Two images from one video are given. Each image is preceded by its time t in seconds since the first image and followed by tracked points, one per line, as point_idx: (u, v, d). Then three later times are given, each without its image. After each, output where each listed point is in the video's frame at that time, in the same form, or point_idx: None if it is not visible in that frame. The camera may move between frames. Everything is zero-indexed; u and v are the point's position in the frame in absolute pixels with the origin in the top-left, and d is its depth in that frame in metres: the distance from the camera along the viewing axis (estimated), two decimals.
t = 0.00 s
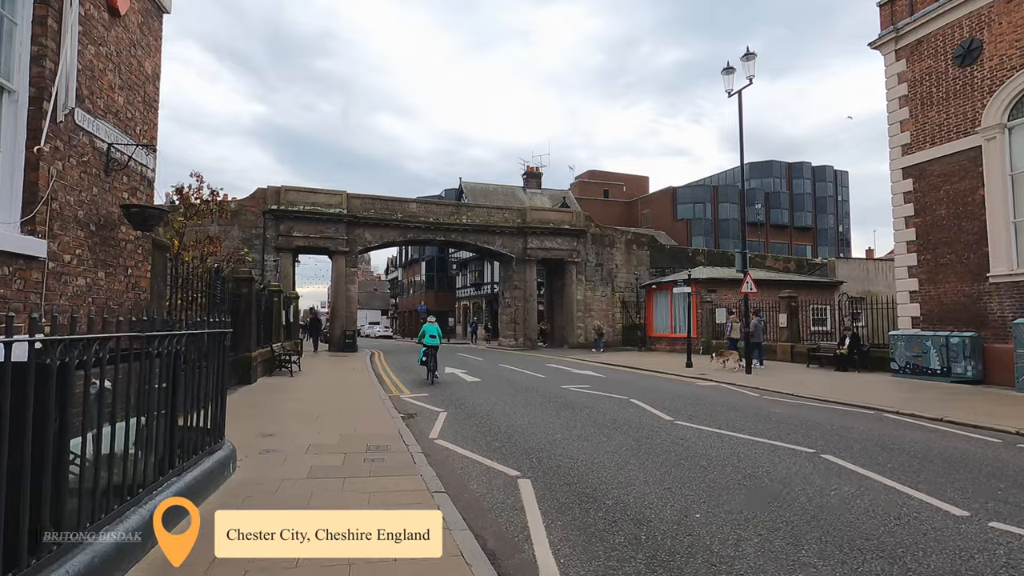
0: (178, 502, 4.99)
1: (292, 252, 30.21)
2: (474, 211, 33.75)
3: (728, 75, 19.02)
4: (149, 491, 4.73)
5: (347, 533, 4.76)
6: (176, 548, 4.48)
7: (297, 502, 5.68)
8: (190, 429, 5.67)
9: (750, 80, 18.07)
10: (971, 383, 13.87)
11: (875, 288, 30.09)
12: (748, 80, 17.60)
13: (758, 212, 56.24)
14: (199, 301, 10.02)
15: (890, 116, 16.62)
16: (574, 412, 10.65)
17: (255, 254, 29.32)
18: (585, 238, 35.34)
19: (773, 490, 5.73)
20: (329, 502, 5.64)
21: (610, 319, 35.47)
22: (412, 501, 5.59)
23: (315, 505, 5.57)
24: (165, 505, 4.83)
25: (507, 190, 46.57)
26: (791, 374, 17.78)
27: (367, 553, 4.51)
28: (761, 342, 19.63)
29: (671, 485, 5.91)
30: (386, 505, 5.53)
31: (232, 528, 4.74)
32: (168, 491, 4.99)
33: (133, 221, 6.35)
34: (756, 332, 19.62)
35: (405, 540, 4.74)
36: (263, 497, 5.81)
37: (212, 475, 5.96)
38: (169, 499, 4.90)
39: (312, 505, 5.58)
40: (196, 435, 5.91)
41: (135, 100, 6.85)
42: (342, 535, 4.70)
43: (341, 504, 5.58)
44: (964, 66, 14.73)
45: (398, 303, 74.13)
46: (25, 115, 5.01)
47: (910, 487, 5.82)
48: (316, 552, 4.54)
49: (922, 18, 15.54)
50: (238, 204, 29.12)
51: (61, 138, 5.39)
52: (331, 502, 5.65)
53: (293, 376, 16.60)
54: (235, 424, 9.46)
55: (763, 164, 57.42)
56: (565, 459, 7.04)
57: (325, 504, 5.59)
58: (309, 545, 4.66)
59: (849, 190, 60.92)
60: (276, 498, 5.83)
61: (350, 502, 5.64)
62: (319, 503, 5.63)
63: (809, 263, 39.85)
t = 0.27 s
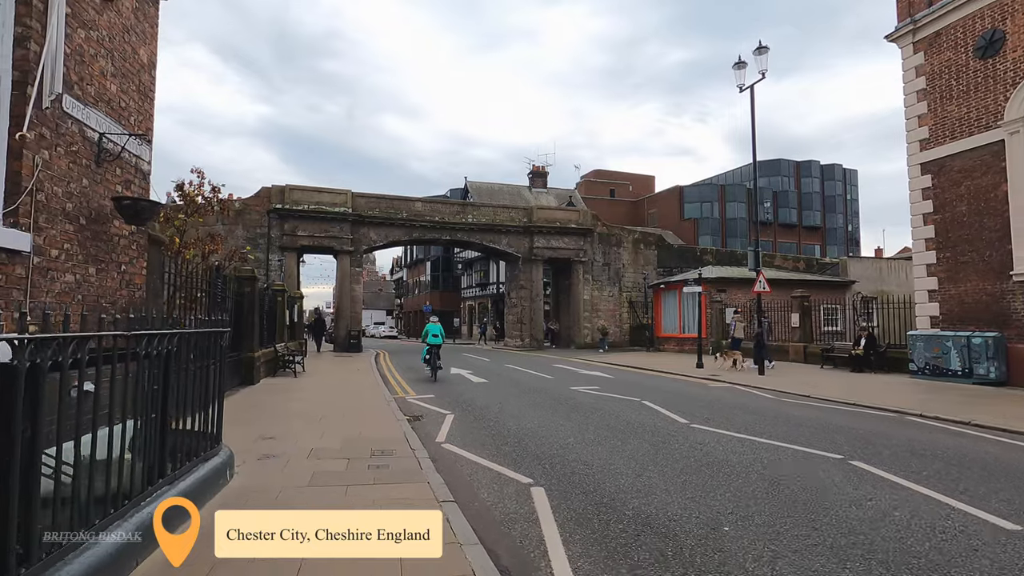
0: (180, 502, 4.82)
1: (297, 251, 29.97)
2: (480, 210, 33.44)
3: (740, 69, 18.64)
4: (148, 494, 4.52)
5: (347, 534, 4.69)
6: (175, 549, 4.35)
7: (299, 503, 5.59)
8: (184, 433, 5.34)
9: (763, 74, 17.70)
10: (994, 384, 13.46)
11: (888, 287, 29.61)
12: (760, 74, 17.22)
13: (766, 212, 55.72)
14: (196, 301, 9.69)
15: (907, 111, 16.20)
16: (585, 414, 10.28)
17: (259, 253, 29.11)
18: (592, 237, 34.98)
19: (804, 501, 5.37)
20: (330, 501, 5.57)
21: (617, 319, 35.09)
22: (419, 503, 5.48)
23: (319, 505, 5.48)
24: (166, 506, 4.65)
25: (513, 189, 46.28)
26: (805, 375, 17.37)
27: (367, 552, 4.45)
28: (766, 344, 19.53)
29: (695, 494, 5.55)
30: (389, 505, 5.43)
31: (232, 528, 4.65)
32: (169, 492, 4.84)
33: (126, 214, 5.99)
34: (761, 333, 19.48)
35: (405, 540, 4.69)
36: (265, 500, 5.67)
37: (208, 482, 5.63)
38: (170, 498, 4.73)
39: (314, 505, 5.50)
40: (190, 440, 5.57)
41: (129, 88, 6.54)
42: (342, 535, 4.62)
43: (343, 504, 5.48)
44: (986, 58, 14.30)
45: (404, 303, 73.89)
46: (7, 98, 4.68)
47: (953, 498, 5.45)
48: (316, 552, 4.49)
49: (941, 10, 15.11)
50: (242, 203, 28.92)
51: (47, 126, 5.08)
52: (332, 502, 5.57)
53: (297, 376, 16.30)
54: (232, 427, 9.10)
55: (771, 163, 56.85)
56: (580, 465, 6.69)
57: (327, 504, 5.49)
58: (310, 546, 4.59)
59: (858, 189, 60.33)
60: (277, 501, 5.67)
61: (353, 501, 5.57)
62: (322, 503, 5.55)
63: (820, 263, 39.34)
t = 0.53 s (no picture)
0: (180, 504, 4.79)
1: (301, 251, 29.68)
2: (485, 209, 33.08)
3: (752, 63, 18.20)
4: (130, 510, 4.23)
5: (347, 534, 4.76)
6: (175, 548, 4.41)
7: (297, 502, 5.65)
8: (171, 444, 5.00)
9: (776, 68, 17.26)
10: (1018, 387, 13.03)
11: (900, 286, 29.11)
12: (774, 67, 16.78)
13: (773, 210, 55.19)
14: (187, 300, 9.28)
15: (926, 105, 15.74)
16: (595, 418, 9.89)
17: (263, 253, 28.82)
18: (598, 236, 34.59)
19: (835, 515, 5.02)
20: (326, 502, 5.62)
21: (624, 319, 34.68)
22: (418, 504, 5.48)
23: (316, 505, 5.55)
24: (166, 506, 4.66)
25: (518, 188, 45.91)
26: (819, 376, 16.95)
27: (365, 551, 4.49)
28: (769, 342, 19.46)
29: (717, 508, 5.21)
30: (385, 504, 5.50)
31: (232, 529, 4.71)
32: (160, 503, 4.59)
33: (112, 209, 5.61)
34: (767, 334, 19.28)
35: (405, 540, 4.73)
36: (263, 499, 5.75)
37: (198, 495, 5.27)
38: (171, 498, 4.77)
39: (308, 505, 5.57)
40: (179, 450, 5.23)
41: (118, 76, 6.19)
42: (341, 535, 4.69)
43: (337, 505, 5.54)
44: (1008, 50, 13.85)
45: (408, 303, 73.61)
46: None
47: (999, 513, 5.06)
48: (315, 552, 4.52)
49: None
50: (245, 202, 28.64)
51: (23, 114, 4.75)
52: (329, 502, 5.63)
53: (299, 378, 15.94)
54: (224, 434, 8.69)
55: (778, 161, 56.28)
56: (594, 475, 6.32)
57: (323, 505, 5.55)
58: (311, 545, 4.66)
59: (866, 187, 59.73)
60: (274, 502, 5.67)
61: (348, 501, 5.63)
62: (318, 503, 5.60)
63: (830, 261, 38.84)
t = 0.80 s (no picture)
0: (181, 502, 4.65)
1: (302, 250, 29.36)
2: (488, 208, 32.73)
3: (762, 58, 17.83)
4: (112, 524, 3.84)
5: (348, 533, 4.81)
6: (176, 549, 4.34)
7: (297, 502, 5.65)
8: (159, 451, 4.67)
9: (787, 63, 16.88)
10: None
11: (910, 286, 28.69)
12: (785, 62, 16.42)
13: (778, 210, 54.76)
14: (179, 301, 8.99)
15: (941, 100, 15.36)
16: (606, 423, 9.52)
17: (264, 253, 28.49)
18: (603, 236, 34.22)
19: (874, 531, 4.65)
20: (325, 501, 5.62)
21: (629, 319, 34.30)
22: (420, 505, 5.46)
23: (315, 505, 5.55)
24: (167, 505, 4.51)
25: (521, 187, 45.57)
26: (831, 378, 16.55)
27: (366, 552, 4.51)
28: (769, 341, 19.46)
29: (745, 523, 4.85)
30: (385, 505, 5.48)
31: (232, 528, 4.73)
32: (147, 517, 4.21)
33: (95, 201, 5.29)
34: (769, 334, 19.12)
35: (405, 539, 4.77)
36: (262, 497, 5.76)
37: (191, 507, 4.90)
38: (171, 497, 4.61)
39: (308, 504, 5.58)
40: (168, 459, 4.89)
41: (105, 62, 5.86)
42: (341, 535, 4.70)
43: (337, 504, 5.54)
44: None
45: (410, 303, 73.29)
46: None
47: None
48: (315, 552, 4.54)
49: None
50: (246, 201, 28.33)
51: None
52: (330, 502, 5.64)
53: (300, 379, 15.59)
54: (217, 441, 8.32)
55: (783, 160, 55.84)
56: (609, 485, 5.96)
57: (324, 504, 5.56)
58: (311, 545, 4.70)
59: (872, 187, 59.26)
60: (273, 501, 5.66)
61: (348, 501, 5.62)
62: (318, 503, 5.61)
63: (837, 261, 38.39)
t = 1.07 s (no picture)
0: (182, 503, 4.62)
1: (305, 251, 29.07)
2: (493, 209, 32.40)
3: (773, 54, 17.45)
4: (79, 548, 3.46)
5: (347, 533, 4.77)
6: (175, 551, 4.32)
7: (302, 503, 5.64)
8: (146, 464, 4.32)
9: (799, 58, 16.51)
10: None
11: (921, 287, 28.24)
12: (797, 57, 16.04)
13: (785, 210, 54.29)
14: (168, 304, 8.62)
15: (959, 95, 14.96)
16: (618, 429, 9.15)
17: (266, 254, 28.21)
18: (608, 237, 33.86)
19: (920, 550, 4.31)
20: (329, 502, 5.61)
21: (635, 321, 33.90)
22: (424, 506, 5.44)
23: (319, 505, 5.55)
24: (167, 505, 4.49)
25: (526, 188, 45.24)
26: (845, 381, 16.16)
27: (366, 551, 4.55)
28: (773, 341, 19.43)
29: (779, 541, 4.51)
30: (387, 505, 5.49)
31: (232, 529, 4.72)
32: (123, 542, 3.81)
33: (79, 194, 4.93)
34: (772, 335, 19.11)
35: (405, 539, 4.75)
36: (264, 500, 5.71)
37: (178, 523, 4.51)
38: (172, 498, 4.58)
39: (313, 505, 5.57)
40: (157, 471, 4.55)
41: (92, 48, 5.52)
42: (341, 535, 4.73)
43: (341, 505, 5.54)
44: None
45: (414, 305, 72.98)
46: None
47: None
48: (316, 551, 4.57)
49: None
50: (249, 202, 28.07)
51: None
52: (335, 502, 5.65)
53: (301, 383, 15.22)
54: (211, 451, 7.93)
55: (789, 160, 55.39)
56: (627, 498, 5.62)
57: (329, 505, 5.55)
58: (310, 545, 4.67)
59: (879, 187, 58.75)
60: (277, 503, 5.63)
61: (353, 502, 5.63)
62: (324, 503, 5.62)
63: (846, 262, 37.89)
